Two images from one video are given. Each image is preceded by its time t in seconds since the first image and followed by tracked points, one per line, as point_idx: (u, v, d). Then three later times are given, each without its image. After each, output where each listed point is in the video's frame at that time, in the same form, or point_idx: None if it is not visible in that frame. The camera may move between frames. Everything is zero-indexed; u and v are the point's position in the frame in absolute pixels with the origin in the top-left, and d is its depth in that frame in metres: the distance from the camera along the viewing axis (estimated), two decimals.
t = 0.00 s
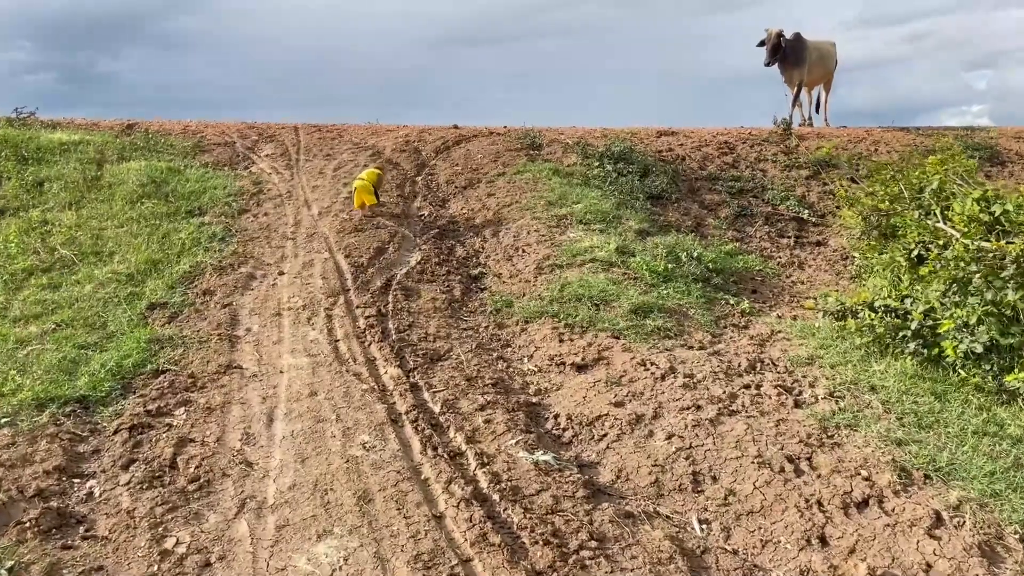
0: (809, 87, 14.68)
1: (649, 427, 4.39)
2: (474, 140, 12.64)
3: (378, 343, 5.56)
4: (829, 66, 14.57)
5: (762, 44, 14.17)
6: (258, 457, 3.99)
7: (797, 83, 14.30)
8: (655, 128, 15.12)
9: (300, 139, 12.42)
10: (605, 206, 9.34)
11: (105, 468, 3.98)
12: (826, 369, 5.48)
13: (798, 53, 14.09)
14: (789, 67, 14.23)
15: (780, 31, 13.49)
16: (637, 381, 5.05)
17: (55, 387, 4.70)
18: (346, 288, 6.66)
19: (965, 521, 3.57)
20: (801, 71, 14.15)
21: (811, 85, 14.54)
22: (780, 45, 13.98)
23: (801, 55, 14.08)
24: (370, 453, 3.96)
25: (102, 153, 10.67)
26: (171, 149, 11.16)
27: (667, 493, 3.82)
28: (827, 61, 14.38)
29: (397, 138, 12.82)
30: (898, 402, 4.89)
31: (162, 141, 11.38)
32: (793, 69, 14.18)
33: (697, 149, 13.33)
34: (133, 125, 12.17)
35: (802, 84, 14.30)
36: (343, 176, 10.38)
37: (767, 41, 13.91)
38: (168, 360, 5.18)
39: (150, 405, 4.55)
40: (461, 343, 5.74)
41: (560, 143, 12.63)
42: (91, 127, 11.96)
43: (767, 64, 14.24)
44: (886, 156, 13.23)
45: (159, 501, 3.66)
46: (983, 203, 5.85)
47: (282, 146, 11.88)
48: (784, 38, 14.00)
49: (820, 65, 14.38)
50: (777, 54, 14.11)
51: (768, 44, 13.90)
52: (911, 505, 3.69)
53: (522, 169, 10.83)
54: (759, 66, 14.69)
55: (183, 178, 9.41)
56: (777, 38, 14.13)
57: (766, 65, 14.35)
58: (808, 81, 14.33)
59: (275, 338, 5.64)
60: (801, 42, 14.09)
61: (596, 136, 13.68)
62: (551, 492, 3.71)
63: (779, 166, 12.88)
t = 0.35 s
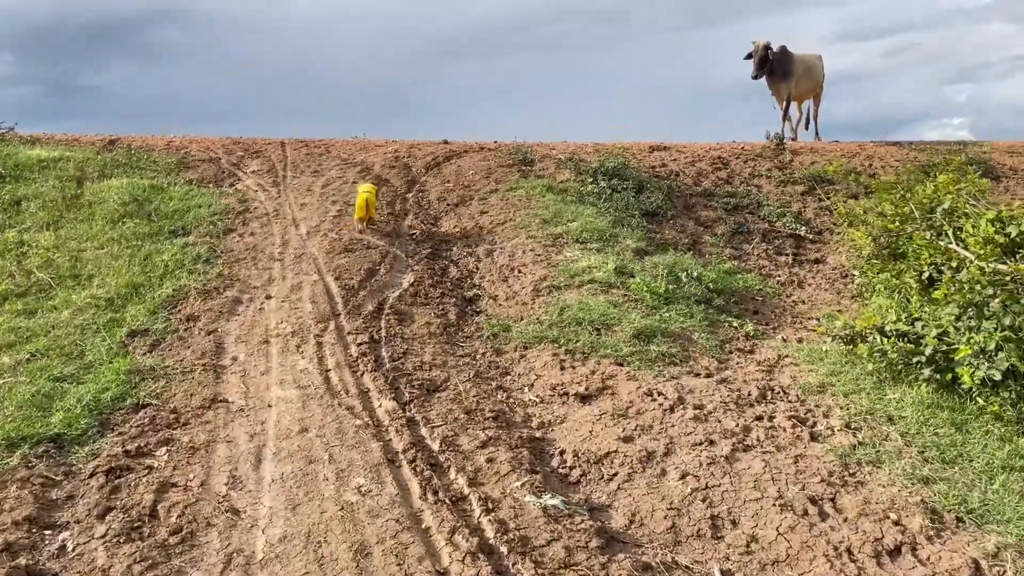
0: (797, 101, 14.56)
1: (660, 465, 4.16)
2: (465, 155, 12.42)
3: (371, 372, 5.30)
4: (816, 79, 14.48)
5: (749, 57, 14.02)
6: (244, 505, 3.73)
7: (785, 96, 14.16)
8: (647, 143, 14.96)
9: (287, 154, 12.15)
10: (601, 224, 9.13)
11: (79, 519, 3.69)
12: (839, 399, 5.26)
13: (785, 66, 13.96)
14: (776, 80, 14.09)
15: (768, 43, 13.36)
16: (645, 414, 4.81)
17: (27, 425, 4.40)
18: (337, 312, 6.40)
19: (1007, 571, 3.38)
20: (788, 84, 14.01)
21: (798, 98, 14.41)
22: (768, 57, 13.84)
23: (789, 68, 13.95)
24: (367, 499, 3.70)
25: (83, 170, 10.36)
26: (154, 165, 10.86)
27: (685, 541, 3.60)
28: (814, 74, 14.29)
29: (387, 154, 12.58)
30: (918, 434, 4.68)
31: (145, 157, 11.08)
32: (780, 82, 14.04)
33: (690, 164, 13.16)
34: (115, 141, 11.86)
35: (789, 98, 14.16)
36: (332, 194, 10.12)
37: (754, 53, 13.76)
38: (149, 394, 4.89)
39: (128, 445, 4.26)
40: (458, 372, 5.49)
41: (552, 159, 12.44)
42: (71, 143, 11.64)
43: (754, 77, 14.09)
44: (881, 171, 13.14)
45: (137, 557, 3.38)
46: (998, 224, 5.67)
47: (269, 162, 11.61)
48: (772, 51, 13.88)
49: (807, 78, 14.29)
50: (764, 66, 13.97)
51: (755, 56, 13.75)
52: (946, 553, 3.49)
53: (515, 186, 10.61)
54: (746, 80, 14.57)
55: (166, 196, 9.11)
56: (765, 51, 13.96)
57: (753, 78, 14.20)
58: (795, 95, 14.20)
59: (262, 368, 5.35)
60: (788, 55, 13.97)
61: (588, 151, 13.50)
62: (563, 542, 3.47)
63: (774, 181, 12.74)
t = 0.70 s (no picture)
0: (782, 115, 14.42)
1: (684, 501, 3.91)
2: (456, 170, 12.17)
3: (369, 401, 4.99)
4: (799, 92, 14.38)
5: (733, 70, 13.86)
6: (239, 553, 3.47)
7: (771, 109, 13.99)
8: (639, 156, 14.78)
9: (274, 170, 11.83)
10: (599, 240, 8.89)
11: (57, 573, 3.39)
12: (862, 424, 5.02)
13: (770, 79, 13.81)
14: (761, 93, 13.96)
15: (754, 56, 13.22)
16: (663, 444, 4.54)
17: None
18: (330, 335, 6.10)
19: None
20: (774, 96, 13.86)
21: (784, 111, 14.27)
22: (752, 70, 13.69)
23: (774, 80, 13.81)
24: (373, 546, 3.46)
25: (61, 187, 10.00)
26: (136, 181, 10.52)
27: None
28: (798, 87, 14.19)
29: (375, 169, 12.30)
30: (949, 463, 4.44)
31: (126, 173, 10.72)
32: (766, 94, 13.88)
33: (684, 178, 12.98)
34: (95, 156, 11.49)
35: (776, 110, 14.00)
36: (321, 210, 9.82)
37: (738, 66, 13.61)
38: (133, 428, 4.56)
39: (110, 485, 3.95)
40: (461, 399, 5.19)
41: (545, 174, 12.21)
42: (49, 159, 11.26)
43: (739, 91, 13.91)
44: (875, 185, 13.04)
45: None
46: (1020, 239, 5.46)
47: (255, 177, 11.29)
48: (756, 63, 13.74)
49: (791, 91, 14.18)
50: (749, 79, 13.81)
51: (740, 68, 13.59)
52: None
53: (509, 201, 10.37)
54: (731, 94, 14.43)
55: (148, 213, 8.78)
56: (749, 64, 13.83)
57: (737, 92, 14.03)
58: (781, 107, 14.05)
59: (253, 398, 5.03)
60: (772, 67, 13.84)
61: (581, 166, 13.29)
62: None
63: (770, 195, 12.58)
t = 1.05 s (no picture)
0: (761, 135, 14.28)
1: (708, 563, 3.87)
2: (442, 191, 11.88)
3: (362, 449, 4.67)
4: (778, 111, 14.28)
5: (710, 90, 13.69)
6: None
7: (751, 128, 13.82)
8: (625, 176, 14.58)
9: (253, 191, 11.47)
10: (592, 264, 8.65)
11: None
12: (881, 467, 4.79)
13: (749, 98, 13.67)
14: (739, 113, 13.79)
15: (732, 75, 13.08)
16: (679, 494, 4.30)
17: None
18: (317, 373, 5.78)
19: None
20: (754, 115, 13.70)
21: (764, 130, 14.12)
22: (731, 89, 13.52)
23: (753, 99, 13.67)
24: None
25: (30, 212, 9.59)
26: (110, 205, 10.12)
27: None
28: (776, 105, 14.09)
29: (358, 190, 11.98)
30: (978, 513, 4.20)
31: (99, 196, 10.33)
32: (746, 113, 13.72)
33: (673, 199, 12.79)
34: (65, 178, 11.06)
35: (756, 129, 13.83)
36: (304, 235, 9.49)
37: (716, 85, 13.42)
38: (106, 484, 4.23)
39: (80, 554, 3.74)
40: (459, 444, 4.87)
41: (533, 195, 11.96)
42: (17, 180, 10.82)
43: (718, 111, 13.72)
44: (864, 206, 12.97)
45: None
46: None
47: (233, 200, 10.93)
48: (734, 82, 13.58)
49: (770, 110, 14.06)
50: (728, 99, 13.64)
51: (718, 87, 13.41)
52: None
53: (498, 225, 10.10)
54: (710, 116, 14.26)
55: (122, 239, 8.40)
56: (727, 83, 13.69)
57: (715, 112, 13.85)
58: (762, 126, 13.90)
59: (237, 447, 4.68)
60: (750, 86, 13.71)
61: (568, 186, 13.07)
62: None
63: (759, 217, 12.44)
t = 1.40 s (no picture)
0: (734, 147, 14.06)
1: None
2: (418, 204, 11.47)
3: (337, 486, 4.24)
4: (748, 123, 14.06)
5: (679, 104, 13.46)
6: None
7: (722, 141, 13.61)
8: (605, 189, 14.28)
9: (220, 204, 10.97)
10: (577, 280, 8.28)
11: None
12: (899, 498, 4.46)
13: (719, 110, 13.45)
14: (709, 126, 13.56)
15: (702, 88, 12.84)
16: (688, 535, 4.02)
17: None
18: (287, 400, 5.32)
19: None
20: (725, 127, 13.49)
21: (735, 142, 13.89)
22: (700, 102, 13.30)
23: (723, 111, 13.46)
24: None
25: None
26: (67, 219, 9.57)
27: None
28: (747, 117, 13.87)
29: (331, 203, 11.52)
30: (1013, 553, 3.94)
31: (56, 209, 9.77)
32: (717, 126, 13.51)
33: (655, 213, 12.48)
34: (20, 190, 10.48)
35: (728, 142, 13.62)
36: (274, 250, 9.03)
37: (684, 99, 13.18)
38: (46, 534, 3.80)
39: None
40: (443, 479, 4.46)
41: (512, 208, 11.59)
42: None
43: (688, 125, 13.50)
44: (848, 220, 12.80)
45: None
46: None
47: (200, 213, 10.42)
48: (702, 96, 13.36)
49: (741, 121, 13.84)
50: (697, 112, 13.43)
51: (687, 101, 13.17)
52: None
53: (477, 238, 9.72)
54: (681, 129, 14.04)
55: (78, 254, 7.87)
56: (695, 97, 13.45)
57: (685, 126, 13.63)
58: (734, 139, 13.69)
59: (197, 486, 4.23)
60: (720, 98, 13.50)
61: (548, 200, 12.72)
62: None
63: (743, 230, 12.18)
